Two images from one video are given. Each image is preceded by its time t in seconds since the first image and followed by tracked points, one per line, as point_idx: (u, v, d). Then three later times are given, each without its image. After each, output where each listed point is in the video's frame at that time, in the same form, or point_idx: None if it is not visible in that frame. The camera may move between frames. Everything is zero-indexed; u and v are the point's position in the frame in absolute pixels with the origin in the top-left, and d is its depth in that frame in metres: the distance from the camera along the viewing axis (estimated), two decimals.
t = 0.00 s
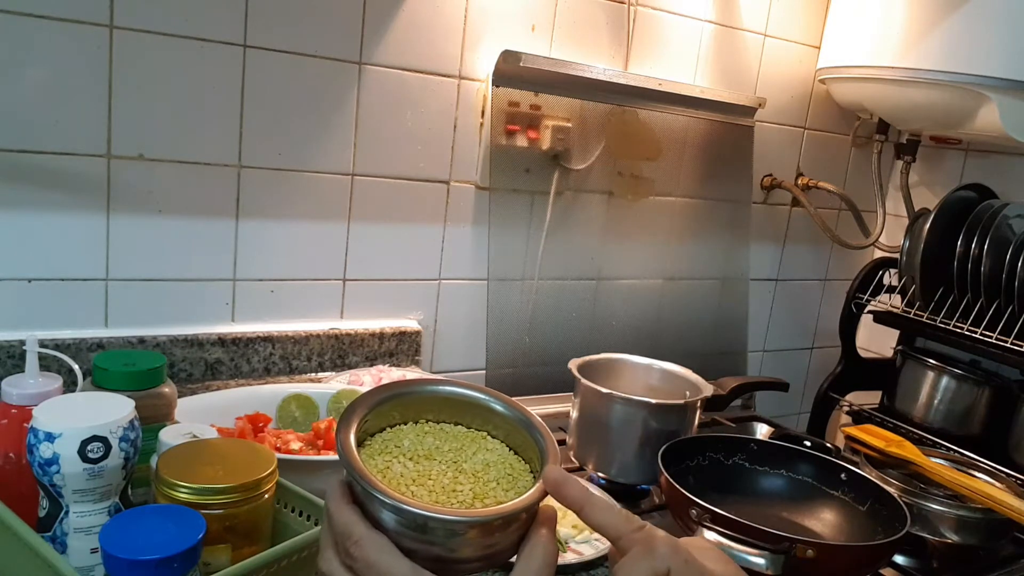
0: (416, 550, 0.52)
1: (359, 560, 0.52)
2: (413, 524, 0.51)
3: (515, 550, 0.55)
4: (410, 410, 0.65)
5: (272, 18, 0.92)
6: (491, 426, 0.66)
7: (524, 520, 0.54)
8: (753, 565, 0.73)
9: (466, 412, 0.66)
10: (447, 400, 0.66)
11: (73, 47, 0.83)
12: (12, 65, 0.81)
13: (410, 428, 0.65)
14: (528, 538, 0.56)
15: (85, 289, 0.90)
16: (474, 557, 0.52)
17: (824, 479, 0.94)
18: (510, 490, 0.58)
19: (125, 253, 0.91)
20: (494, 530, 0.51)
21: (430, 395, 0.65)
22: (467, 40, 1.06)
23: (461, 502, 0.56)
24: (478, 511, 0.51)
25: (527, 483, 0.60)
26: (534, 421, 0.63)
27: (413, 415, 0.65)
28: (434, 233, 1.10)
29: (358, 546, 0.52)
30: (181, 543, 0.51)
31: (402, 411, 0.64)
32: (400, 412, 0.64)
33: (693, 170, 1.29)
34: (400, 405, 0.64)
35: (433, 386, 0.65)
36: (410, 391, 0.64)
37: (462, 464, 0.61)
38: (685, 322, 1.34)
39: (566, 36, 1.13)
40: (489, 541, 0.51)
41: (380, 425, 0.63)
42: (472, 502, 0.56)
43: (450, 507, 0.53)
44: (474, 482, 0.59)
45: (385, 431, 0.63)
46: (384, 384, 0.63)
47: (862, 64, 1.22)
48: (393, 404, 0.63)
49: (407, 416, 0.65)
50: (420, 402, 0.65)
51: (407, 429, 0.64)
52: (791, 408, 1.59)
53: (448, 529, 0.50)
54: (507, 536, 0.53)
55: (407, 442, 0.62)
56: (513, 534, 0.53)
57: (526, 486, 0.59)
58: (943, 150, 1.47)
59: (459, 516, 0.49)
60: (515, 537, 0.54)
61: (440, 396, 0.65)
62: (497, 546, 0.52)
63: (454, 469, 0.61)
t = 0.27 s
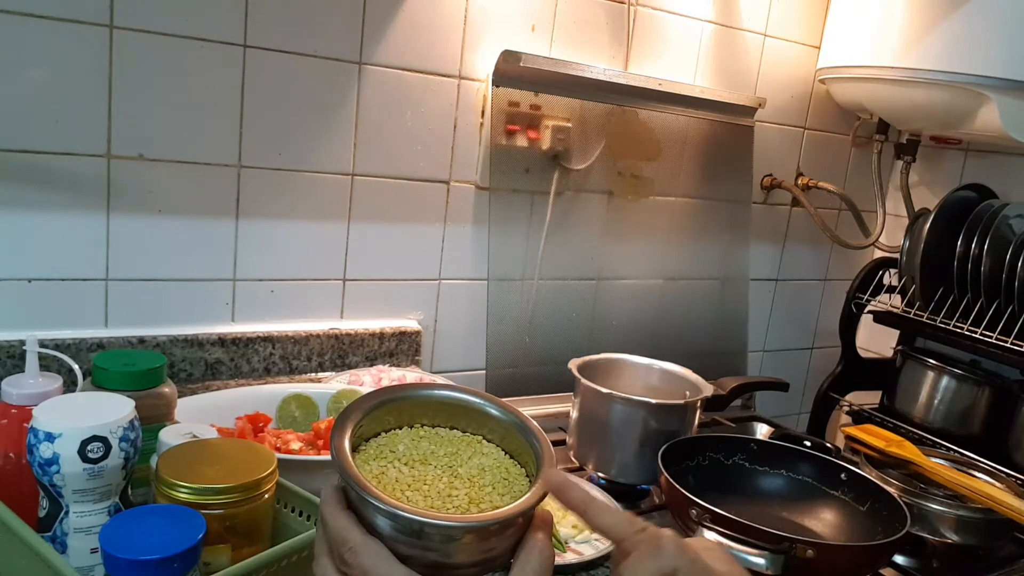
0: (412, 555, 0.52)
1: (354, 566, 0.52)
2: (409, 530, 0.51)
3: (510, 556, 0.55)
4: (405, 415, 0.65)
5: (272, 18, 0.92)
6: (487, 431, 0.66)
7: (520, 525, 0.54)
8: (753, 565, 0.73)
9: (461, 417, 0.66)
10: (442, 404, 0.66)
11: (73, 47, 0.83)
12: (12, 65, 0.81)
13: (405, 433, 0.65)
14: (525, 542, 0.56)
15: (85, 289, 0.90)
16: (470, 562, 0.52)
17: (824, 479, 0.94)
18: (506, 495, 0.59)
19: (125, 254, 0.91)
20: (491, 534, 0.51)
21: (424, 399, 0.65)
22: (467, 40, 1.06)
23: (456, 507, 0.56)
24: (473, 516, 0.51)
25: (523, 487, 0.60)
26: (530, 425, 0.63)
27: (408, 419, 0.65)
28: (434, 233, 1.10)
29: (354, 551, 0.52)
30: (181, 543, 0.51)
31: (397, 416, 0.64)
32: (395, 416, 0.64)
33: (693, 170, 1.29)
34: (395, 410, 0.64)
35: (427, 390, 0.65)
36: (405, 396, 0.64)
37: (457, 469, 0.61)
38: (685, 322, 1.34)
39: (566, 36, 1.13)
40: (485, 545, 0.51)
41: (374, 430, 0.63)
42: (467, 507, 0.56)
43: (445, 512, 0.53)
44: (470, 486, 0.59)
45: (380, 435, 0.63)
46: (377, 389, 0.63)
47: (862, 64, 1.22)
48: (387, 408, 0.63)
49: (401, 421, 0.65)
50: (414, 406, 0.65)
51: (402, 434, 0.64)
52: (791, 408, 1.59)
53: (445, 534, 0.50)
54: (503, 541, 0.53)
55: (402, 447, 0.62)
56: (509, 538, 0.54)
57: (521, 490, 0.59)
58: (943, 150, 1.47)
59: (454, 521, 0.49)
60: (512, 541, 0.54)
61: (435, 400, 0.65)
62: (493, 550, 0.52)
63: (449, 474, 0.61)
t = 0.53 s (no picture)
0: (412, 557, 0.52)
1: (355, 568, 0.52)
2: (407, 531, 0.51)
3: (511, 559, 0.55)
4: (404, 417, 0.65)
5: (272, 18, 0.92)
6: (488, 432, 0.66)
7: (520, 526, 0.54)
8: (753, 565, 0.73)
9: (461, 418, 0.66)
10: (441, 405, 0.66)
11: (73, 47, 0.83)
12: (12, 65, 0.81)
13: (405, 435, 0.65)
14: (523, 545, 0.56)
15: (85, 289, 0.90)
16: (470, 564, 0.52)
17: (824, 479, 0.94)
18: (506, 495, 0.58)
19: (126, 253, 0.91)
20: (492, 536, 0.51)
21: (423, 400, 0.65)
22: (467, 40, 1.06)
23: (457, 508, 0.56)
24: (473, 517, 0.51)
25: (522, 488, 0.60)
26: (530, 426, 0.63)
27: (407, 421, 0.65)
28: (434, 233, 1.10)
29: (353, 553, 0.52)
30: (181, 543, 0.51)
31: (397, 418, 0.64)
32: (394, 418, 0.64)
33: (693, 170, 1.29)
34: (394, 411, 0.64)
35: (427, 391, 0.65)
36: (405, 397, 0.64)
37: (457, 470, 0.61)
38: (685, 322, 1.34)
39: (566, 36, 1.13)
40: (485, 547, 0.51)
41: (374, 432, 0.63)
42: (468, 507, 0.56)
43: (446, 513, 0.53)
44: (470, 487, 0.59)
45: (380, 437, 0.63)
46: (377, 390, 0.63)
47: (862, 64, 1.22)
48: (387, 409, 0.63)
49: (401, 423, 0.65)
50: (414, 408, 0.65)
51: (401, 435, 0.64)
52: (791, 408, 1.59)
53: (445, 536, 0.50)
54: (502, 542, 0.52)
55: (401, 448, 0.62)
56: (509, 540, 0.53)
57: (521, 491, 0.59)
58: (943, 150, 1.47)
59: (453, 522, 0.49)
60: (511, 543, 0.54)
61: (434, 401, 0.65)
62: (493, 552, 0.52)
63: (449, 475, 0.61)
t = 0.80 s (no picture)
0: None
1: None
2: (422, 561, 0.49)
3: None
4: (423, 452, 0.62)
5: (272, 18, 0.92)
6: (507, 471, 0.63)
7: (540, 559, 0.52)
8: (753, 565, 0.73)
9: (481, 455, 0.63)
10: (461, 441, 0.63)
11: (73, 47, 0.83)
12: (12, 65, 0.81)
13: (422, 468, 0.61)
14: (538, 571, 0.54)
15: (85, 289, 0.90)
16: None
17: (824, 479, 0.94)
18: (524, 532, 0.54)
19: (126, 254, 0.91)
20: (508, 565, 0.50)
21: (443, 435, 0.62)
22: (467, 40, 1.06)
23: (472, 540, 0.52)
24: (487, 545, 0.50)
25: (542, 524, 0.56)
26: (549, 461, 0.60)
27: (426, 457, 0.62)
28: (434, 233, 1.10)
29: None
30: (181, 543, 0.51)
31: (415, 452, 0.61)
32: (412, 451, 0.61)
33: (693, 170, 1.29)
34: (412, 445, 0.61)
35: (446, 426, 0.63)
36: (422, 431, 0.62)
37: (473, 503, 0.57)
38: (685, 322, 1.34)
39: (566, 36, 1.13)
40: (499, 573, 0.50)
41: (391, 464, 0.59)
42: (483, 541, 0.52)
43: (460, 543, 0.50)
44: (485, 522, 0.55)
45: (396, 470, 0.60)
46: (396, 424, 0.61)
47: (862, 64, 1.22)
48: (404, 441, 0.60)
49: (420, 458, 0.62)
50: (432, 442, 0.62)
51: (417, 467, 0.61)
52: (791, 408, 1.59)
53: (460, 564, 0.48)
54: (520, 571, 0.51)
55: (417, 481, 0.58)
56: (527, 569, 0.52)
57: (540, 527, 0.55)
58: (943, 150, 1.47)
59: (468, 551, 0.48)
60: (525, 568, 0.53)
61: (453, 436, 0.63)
62: None
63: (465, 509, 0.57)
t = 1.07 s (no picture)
0: None
1: None
2: None
3: None
4: (476, 543, 0.68)
5: (272, 19, 0.92)
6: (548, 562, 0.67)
7: None
8: (753, 565, 0.72)
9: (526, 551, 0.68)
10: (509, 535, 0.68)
11: (74, 48, 0.83)
12: (13, 66, 0.81)
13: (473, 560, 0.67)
14: None
15: (86, 289, 0.90)
16: None
17: (824, 479, 0.94)
18: None
19: (126, 254, 0.91)
20: None
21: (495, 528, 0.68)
22: (467, 40, 1.06)
23: None
24: None
25: None
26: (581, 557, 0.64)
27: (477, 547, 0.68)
28: (434, 233, 1.10)
29: None
30: (181, 543, 0.51)
31: (468, 544, 0.67)
32: (467, 543, 0.67)
33: (693, 170, 1.29)
34: (467, 536, 0.67)
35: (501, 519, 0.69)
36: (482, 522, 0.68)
37: None
38: (685, 322, 1.34)
39: (566, 36, 1.13)
40: None
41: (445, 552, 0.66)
42: None
43: None
44: None
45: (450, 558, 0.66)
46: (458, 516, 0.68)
47: (862, 64, 1.22)
48: (461, 533, 0.67)
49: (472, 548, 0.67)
50: (490, 532, 0.68)
51: (472, 557, 0.67)
52: (791, 408, 1.59)
53: None
54: None
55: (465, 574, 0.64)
56: None
57: None
58: (943, 150, 1.47)
59: None
60: None
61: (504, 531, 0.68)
62: None
63: None
